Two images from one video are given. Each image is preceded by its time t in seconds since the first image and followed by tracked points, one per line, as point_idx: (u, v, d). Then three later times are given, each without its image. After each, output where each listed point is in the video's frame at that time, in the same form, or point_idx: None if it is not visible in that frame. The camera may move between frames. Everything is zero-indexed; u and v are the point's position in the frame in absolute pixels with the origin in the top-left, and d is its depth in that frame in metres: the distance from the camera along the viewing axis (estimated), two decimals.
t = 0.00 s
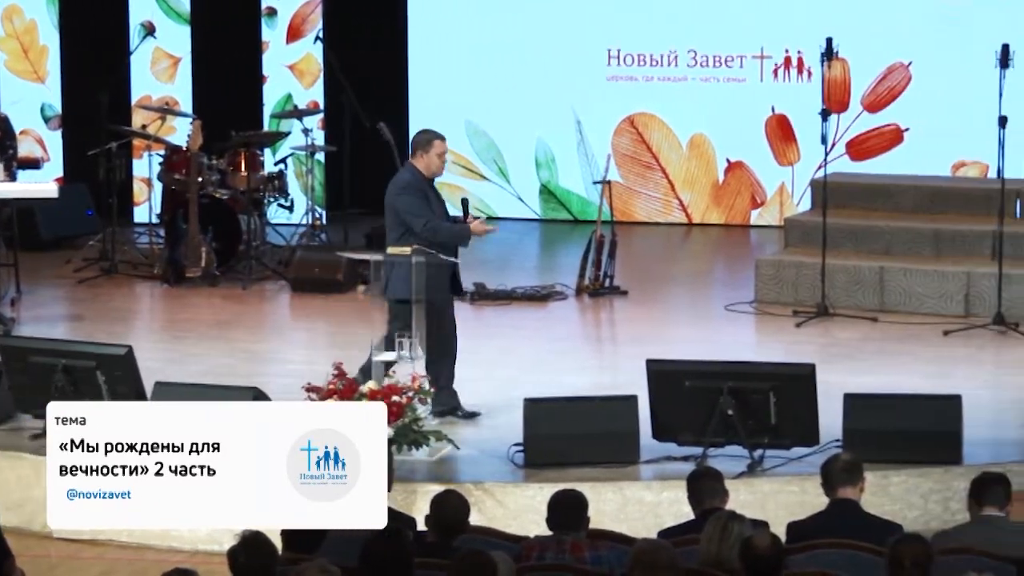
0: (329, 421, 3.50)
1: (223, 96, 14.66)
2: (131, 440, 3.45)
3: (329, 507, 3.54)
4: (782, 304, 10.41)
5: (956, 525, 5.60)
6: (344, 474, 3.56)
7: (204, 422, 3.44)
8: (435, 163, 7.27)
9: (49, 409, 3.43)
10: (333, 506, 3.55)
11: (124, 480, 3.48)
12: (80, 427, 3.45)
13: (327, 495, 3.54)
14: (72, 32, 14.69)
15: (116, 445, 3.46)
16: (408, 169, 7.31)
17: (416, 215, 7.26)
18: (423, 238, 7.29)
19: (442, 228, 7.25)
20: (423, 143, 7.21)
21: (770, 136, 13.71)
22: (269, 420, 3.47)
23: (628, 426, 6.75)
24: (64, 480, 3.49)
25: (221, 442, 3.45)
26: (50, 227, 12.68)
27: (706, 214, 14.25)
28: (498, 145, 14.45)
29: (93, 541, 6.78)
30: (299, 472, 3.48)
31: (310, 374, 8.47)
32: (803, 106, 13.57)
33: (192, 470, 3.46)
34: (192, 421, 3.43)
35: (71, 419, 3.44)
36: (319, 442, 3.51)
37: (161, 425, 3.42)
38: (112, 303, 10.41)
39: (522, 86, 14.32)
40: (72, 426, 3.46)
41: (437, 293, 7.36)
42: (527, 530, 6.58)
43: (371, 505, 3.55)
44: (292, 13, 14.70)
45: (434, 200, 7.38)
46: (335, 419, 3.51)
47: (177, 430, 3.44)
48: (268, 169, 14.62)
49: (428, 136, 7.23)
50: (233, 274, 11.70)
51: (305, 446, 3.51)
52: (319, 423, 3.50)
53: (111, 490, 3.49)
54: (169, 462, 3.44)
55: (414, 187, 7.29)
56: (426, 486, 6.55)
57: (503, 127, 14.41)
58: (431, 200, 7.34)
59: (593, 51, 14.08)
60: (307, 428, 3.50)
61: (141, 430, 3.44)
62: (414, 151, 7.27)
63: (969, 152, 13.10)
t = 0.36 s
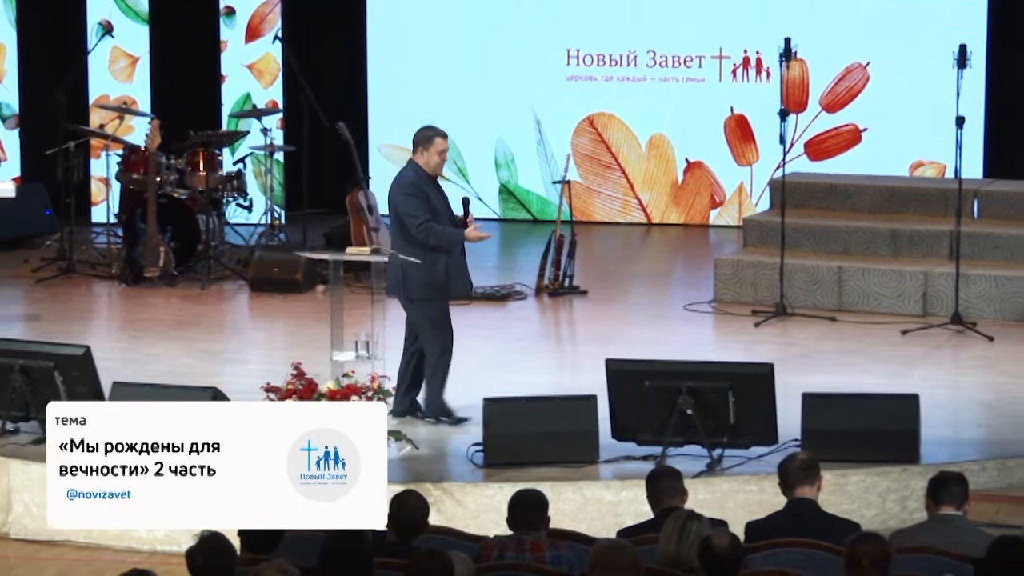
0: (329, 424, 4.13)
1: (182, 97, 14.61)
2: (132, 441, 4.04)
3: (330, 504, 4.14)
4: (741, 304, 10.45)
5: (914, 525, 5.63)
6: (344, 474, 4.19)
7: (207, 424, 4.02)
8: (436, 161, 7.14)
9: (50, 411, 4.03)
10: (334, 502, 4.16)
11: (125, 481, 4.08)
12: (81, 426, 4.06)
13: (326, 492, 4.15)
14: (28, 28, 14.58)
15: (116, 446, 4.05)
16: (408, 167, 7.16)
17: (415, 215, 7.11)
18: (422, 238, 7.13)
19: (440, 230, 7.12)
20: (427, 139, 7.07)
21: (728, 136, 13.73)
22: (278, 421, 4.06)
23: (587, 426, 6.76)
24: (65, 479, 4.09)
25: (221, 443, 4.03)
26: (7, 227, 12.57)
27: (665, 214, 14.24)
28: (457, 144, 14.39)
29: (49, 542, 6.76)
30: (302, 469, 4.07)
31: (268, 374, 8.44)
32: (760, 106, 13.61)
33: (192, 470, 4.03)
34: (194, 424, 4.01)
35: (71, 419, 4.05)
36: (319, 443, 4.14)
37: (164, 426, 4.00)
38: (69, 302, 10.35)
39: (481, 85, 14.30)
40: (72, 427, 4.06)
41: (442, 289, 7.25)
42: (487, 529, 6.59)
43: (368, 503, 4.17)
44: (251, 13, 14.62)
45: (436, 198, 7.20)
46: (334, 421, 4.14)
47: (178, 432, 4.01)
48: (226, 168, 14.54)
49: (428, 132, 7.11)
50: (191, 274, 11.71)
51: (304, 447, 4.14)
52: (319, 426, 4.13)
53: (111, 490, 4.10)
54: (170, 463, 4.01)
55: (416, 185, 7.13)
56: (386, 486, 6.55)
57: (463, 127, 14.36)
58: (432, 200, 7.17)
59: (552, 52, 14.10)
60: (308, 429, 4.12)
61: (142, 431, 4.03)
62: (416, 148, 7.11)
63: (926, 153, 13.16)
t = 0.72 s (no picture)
0: (329, 421, 3.58)
1: (145, 96, 14.53)
2: (131, 440, 3.55)
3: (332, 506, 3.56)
4: (704, 303, 10.48)
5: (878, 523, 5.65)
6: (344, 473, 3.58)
7: (208, 422, 3.53)
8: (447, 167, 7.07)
9: (49, 410, 3.53)
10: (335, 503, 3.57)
11: (126, 480, 3.58)
12: (81, 427, 3.56)
13: (326, 493, 3.56)
14: None
15: (116, 445, 3.56)
16: (420, 172, 7.11)
17: (422, 222, 7.06)
18: (427, 246, 7.07)
19: (445, 239, 7.05)
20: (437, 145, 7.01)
21: (692, 135, 13.78)
22: (274, 417, 3.55)
23: (552, 426, 6.76)
24: (65, 480, 3.59)
25: (221, 442, 3.54)
26: None
27: (629, 214, 14.25)
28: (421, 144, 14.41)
29: (12, 543, 6.74)
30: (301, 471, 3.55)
31: (231, 373, 8.41)
32: (724, 106, 13.66)
33: (193, 470, 3.54)
34: (194, 421, 3.53)
35: (71, 418, 3.55)
36: (320, 441, 3.59)
37: (164, 423, 3.53)
38: (32, 303, 10.30)
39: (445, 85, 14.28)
40: (72, 427, 3.56)
41: (446, 298, 7.16)
42: (451, 529, 6.59)
43: (373, 504, 3.56)
44: (213, 12, 14.58)
45: (447, 206, 7.15)
46: (335, 418, 3.58)
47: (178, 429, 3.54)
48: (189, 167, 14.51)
49: (439, 137, 7.04)
50: (154, 273, 11.67)
51: (305, 447, 3.59)
52: (317, 423, 3.57)
53: (112, 490, 3.59)
54: (169, 463, 3.53)
55: (426, 191, 7.08)
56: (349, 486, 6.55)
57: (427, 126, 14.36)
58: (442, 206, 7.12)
59: (515, 51, 14.08)
60: (307, 426, 3.58)
61: (142, 430, 3.55)
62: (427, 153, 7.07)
63: (889, 153, 13.24)
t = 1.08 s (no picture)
0: (326, 423, 3.93)
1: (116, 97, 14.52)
2: (131, 441, 3.91)
3: (330, 504, 3.89)
4: (677, 302, 10.50)
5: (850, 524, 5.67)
6: (343, 474, 3.91)
7: (206, 424, 3.87)
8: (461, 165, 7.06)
9: (49, 411, 3.88)
10: (332, 501, 3.90)
11: (125, 480, 3.92)
12: (81, 427, 3.91)
13: (325, 490, 3.90)
14: None
15: (116, 446, 3.92)
16: (433, 168, 7.11)
17: (433, 220, 7.06)
18: (437, 245, 7.06)
19: (454, 238, 7.03)
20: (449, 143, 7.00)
21: (665, 135, 13.79)
22: (274, 418, 3.89)
23: (525, 425, 6.76)
24: (65, 479, 3.92)
25: (221, 443, 3.87)
26: None
27: (602, 213, 14.24)
28: (393, 143, 14.38)
29: None
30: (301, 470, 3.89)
31: (204, 373, 8.39)
32: (696, 106, 13.69)
33: (192, 470, 3.87)
34: (194, 423, 3.88)
35: (71, 419, 3.90)
36: (319, 443, 3.93)
37: (164, 426, 3.88)
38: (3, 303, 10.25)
39: (418, 84, 14.25)
40: (72, 427, 3.91)
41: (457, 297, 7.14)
42: (425, 529, 6.59)
43: (369, 504, 3.89)
44: (185, 11, 14.51)
45: (459, 205, 7.14)
46: (333, 420, 3.93)
47: (178, 431, 3.88)
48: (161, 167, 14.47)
49: (451, 135, 7.03)
50: (125, 272, 11.63)
51: (304, 447, 3.93)
52: (317, 425, 3.92)
53: (111, 490, 3.93)
54: (169, 463, 3.86)
55: (438, 189, 7.07)
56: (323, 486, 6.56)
57: (399, 126, 14.34)
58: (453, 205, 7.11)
59: (487, 51, 14.07)
60: (306, 428, 3.92)
61: (142, 431, 3.90)
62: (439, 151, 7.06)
63: (861, 153, 13.29)
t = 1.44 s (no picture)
0: (326, 424, 4.16)
1: (97, 96, 14.39)
2: (132, 441, 4.13)
3: (329, 502, 4.12)
4: (657, 301, 10.52)
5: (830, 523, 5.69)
6: (344, 474, 4.14)
7: (207, 425, 4.09)
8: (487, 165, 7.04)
9: (50, 411, 4.12)
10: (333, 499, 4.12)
11: (125, 480, 4.12)
12: (81, 427, 4.14)
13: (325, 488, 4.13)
14: None
15: (116, 446, 4.13)
16: (460, 169, 7.09)
17: (456, 220, 7.04)
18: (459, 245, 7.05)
19: (476, 239, 7.02)
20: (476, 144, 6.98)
21: (646, 135, 13.80)
22: (275, 420, 4.12)
23: (506, 425, 6.76)
24: (65, 479, 4.12)
25: (221, 443, 4.09)
26: None
27: (584, 213, 14.23)
28: (375, 143, 14.38)
29: None
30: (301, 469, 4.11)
31: (185, 373, 8.37)
32: (678, 106, 13.68)
33: (192, 470, 4.08)
34: (194, 424, 4.10)
35: (72, 419, 4.14)
36: (319, 443, 4.16)
37: (164, 426, 4.10)
38: None
39: (399, 83, 14.25)
40: (72, 427, 4.14)
41: (478, 299, 7.12)
42: (407, 529, 6.60)
43: (368, 502, 4.11)
44: (166, 10, 14.50)
45: (483, 206, 7.12)
46: (333, 420, 4.17)
47: (178, 432, 4.10)
48: (142, 166, 14.43)
49: (477, 136, 7.00)
50: (105, 271, 11.60)
51: (304, 447, 4.16)
52: (318, 425, 4.16)
53: (111, 490, 4.13)
54: (170, 463, 4.07)
55: (463, 189, 7.06)
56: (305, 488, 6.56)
57: (381, 126, 14.34)
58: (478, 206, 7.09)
59: (469, 50, 14.07)
60: (307, 429, 4.16)
61: (143, 432, 4.12)
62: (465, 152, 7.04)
63: (842, 153, 13.34)
